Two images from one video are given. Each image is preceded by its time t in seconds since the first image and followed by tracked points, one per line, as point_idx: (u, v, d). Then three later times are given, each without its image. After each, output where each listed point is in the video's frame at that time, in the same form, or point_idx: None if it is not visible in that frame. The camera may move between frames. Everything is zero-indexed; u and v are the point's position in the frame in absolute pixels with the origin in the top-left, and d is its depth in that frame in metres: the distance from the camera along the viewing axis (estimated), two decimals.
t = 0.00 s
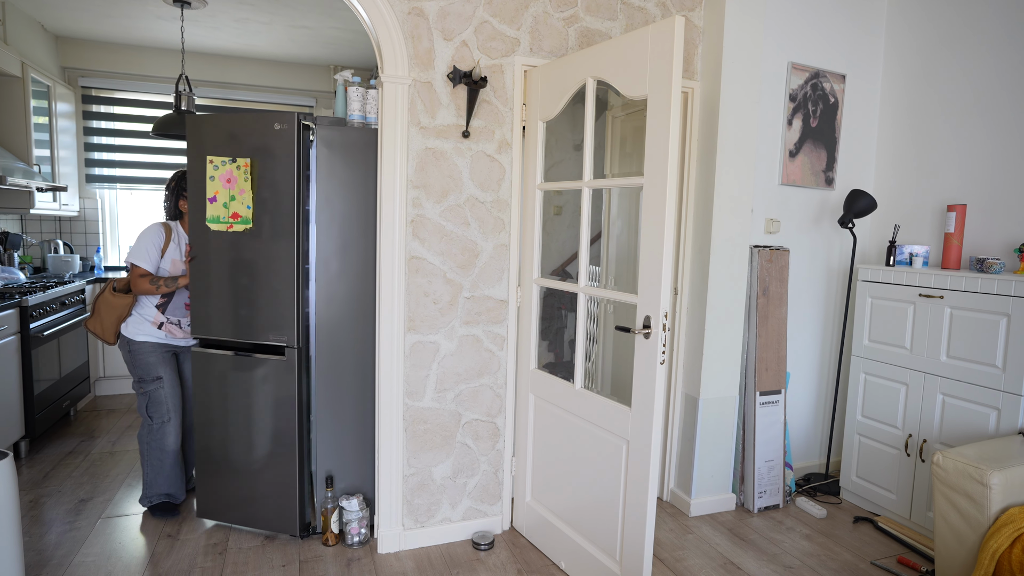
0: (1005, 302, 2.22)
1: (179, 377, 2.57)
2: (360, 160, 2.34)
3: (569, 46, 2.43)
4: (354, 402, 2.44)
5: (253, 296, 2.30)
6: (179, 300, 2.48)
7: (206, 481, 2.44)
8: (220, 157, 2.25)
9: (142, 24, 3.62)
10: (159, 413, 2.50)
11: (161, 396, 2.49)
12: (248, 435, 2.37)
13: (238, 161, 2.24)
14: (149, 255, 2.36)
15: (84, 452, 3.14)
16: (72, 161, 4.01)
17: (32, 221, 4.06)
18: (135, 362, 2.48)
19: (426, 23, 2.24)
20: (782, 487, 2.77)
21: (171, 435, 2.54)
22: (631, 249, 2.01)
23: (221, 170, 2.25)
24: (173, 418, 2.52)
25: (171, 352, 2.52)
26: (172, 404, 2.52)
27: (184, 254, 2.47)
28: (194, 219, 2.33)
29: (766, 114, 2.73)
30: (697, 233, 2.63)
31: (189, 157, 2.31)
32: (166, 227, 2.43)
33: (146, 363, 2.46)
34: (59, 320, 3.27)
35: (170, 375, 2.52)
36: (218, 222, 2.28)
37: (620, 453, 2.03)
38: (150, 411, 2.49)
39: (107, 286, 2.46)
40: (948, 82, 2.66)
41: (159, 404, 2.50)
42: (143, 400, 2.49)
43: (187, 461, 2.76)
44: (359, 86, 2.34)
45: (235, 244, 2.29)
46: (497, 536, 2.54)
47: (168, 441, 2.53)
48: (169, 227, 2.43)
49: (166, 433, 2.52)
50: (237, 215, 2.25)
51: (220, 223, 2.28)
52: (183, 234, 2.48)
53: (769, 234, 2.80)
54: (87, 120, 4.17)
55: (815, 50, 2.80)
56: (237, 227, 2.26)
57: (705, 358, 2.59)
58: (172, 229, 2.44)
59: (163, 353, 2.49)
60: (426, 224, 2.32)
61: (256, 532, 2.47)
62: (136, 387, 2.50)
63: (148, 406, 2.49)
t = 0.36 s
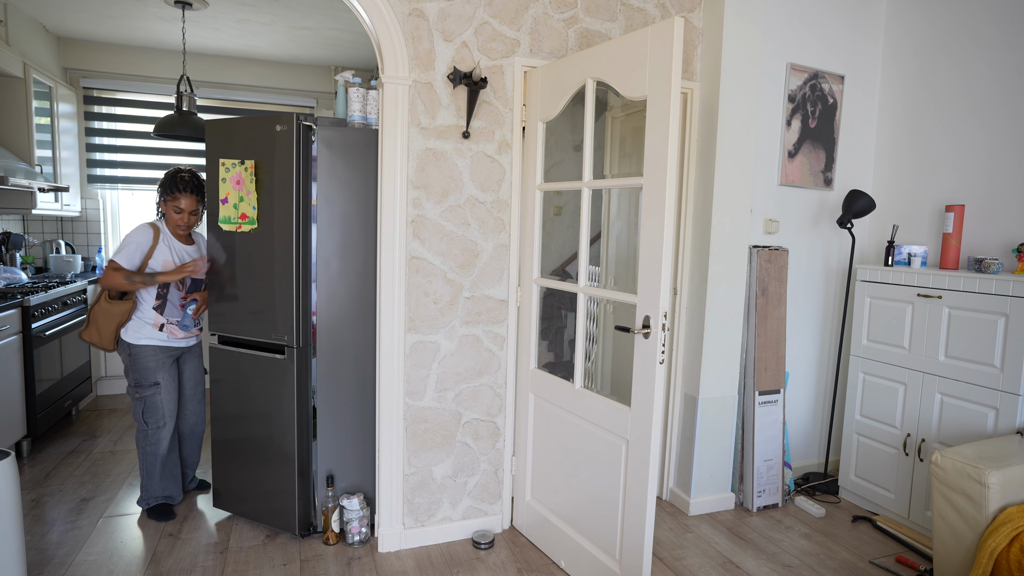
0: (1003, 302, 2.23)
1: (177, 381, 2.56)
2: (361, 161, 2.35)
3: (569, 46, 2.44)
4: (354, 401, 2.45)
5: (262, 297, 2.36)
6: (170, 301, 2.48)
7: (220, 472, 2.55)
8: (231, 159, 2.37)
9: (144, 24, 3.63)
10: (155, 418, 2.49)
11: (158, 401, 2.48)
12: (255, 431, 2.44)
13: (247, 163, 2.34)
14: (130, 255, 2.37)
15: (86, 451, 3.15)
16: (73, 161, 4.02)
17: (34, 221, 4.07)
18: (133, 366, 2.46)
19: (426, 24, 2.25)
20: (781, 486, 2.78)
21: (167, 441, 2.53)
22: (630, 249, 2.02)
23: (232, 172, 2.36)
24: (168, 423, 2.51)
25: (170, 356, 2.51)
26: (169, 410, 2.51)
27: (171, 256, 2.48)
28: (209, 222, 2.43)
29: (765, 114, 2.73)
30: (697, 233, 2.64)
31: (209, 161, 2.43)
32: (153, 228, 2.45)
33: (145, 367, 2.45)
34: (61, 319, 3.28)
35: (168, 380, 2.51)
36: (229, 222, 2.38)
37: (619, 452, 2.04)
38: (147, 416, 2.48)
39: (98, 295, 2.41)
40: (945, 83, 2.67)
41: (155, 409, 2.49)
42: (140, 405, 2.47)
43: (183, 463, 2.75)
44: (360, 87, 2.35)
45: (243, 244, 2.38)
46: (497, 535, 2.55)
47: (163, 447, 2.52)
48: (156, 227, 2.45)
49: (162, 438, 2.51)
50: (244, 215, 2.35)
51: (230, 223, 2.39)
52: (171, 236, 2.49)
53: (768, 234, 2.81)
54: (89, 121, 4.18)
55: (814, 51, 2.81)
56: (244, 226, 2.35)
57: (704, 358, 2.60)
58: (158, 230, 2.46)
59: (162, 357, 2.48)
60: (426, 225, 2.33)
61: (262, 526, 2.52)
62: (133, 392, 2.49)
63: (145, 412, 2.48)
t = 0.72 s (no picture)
0: (1001, 302, 2.23)
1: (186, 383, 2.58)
2: (361, 162, 2.36)
3: (568, 48, 2.45)
4: (355, 401, 2.46)
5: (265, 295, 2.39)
6: (158, 302, 2.46)
7: (234, 467, 2.61)
8: (240, 161, 2.39)
9: (145, 25, 3.64)
10: (167, 423, 2.50)
11: (169, 405, 2.50)
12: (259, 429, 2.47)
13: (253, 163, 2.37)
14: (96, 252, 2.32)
15: (87, 451, 3.16)
16: (75, 162, 4.03)
17: (35, 222, 4.08)
18: (140, 372, 2.47)
19: (427, 25, 2.26)
20: (780, 485, 2.79)
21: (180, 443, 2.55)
22: (630, 249, 2.03)
23: (240, 173, 2.38)
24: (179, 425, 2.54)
25: (178, 359, 2.52)
26: (180, 413, 2.53)
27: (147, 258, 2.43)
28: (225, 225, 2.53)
29: (764, 115, 2.74)
30: (696, 233, 2.64)
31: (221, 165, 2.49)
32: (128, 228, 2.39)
33: (153, 372, 2.46)
34: (63, 319, 3.29)
35: (177, 383, 2.53)
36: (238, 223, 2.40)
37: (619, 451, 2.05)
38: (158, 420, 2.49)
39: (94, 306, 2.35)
40: (945, 83, 2.67)
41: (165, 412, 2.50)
42: (149, 409, 2.48)
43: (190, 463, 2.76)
44: (360, 88, 2.36)
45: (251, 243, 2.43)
46: (497, 535, 2.56)
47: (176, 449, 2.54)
48: (129, 229, 2.38)
49: (175, 441, 2.53)
50: (252, 215, 2.35)
51: (239, 224, 2.39)
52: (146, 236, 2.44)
53: (767, 235, 2.82)
54: (90, 122, 4.19)
55: (813, 51, 2.82)
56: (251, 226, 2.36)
57: (704, 358, 2.61)
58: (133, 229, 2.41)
59: (170, 360, 2.49)
60: (427, 225, 2.34)
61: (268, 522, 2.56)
62: (141, 398, 2.49)
63: (156, 417, 2.49)
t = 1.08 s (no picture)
0: (999, 302, 2.24)
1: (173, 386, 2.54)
2: (362, 162, 2.37)
3: (568, 49, 2.47)
4: (356, 401, 2.47)
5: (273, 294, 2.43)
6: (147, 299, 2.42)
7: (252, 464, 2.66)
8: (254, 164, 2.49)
9: (146, 26, 3.66)
10: (147, 424, 2.47)
11: (149, 406, 2.46)
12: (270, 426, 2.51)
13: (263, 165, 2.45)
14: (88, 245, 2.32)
15: (90, 450, 3.18)
16: (77, 163, 4.04)
17: (38, 222, 4.09)
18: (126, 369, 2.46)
19: (427, 26, 2.27)
20: (779, 485, 2.80)
21: (162, 446, 2.52)
22: (629, 249, 2.04)
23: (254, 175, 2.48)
24: (161, 429, 2.49)
25: (161, 361, 2.48)
26: (160, 416, 2.49)
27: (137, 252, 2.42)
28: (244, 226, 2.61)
29: (763, 115, 2.75)
30: (696, 233, 2.66)
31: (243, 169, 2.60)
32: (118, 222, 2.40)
33: (135, 372, 2.43)
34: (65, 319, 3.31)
35: (159, 386, 2.48)
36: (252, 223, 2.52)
37: (618, 450, 2.06)
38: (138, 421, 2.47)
39: (111, 283, 2.26)
40: (947, 80, 2.67)
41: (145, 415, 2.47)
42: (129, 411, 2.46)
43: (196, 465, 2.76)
44: (361, 89, 2.38)
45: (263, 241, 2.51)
46: (497, 533, 2.57)
47: (158, 451, 2.51)
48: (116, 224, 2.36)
49: (155, 443, 2.50)
50: (262, 216, 2.45)
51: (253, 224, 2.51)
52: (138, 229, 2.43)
53: (767, 235, 2.83)
54: (92, 122, 4.20)
55: (812, 52, 2.83)
56: (261, 227, 2.46)
57: (704, 358, 2.62)
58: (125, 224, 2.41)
59: (153, 362, 2.46)
60: (427, 225, 2.35)
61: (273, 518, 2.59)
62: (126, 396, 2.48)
63: (137, 417, 2.47)
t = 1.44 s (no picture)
0: (996, 302, 2.25)
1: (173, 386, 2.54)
2: (362, 163, 2.38)
3: (568, 49, 2.48)
4: (356, 400, 2.48)
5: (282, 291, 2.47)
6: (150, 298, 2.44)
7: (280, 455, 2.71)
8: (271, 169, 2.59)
9: (148, 27, 3.67)
10: (145, 423, 2.49)
11: (147, 406, 2.46)
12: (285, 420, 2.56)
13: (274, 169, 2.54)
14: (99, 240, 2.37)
15: (91, 449, 3.19)
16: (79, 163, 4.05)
17: (40, 223, 4.10)
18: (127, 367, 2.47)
19: (427, 26, 2.28)
20: (778, 484, 2.81)
21: (159, 445, 2.53)
22: (628, 249, 2.05)
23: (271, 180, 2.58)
24: (158, 428, 2.50)
25: (162, 362, 2.48)
26: (158, 416, 2.50)
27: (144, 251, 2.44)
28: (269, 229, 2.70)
29: (763, 116, 2.76)
30: (695, 233, 2.67)
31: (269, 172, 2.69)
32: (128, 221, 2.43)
33: (136, 371, 2.44)
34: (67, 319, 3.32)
35: (158, 386, 2.48)
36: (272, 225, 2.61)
37: (617, 450, 2.07)
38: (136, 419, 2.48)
39: (125, 285, 2.30)
40: (948, 79, 2.66)
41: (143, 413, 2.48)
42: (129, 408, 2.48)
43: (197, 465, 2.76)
44: (362, 89, 2.39)
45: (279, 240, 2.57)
46: (497, 532, 2.58)
47: (155, 450, 2.53)
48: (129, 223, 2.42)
49: (152, 442, 2.51)
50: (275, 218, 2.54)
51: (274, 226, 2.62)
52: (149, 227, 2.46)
53: (766, 235, 2.84)
54: (94, 123, 4.21)
55: (811, 53, 2.84)
56: (277, 230, 2.55)
57: (704, 358, 2.63)
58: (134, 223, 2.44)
59: (154, 362, 2.46)
60: (427, 225, 2.36)
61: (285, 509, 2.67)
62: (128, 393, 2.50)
63: (136, 415, 2.48)
